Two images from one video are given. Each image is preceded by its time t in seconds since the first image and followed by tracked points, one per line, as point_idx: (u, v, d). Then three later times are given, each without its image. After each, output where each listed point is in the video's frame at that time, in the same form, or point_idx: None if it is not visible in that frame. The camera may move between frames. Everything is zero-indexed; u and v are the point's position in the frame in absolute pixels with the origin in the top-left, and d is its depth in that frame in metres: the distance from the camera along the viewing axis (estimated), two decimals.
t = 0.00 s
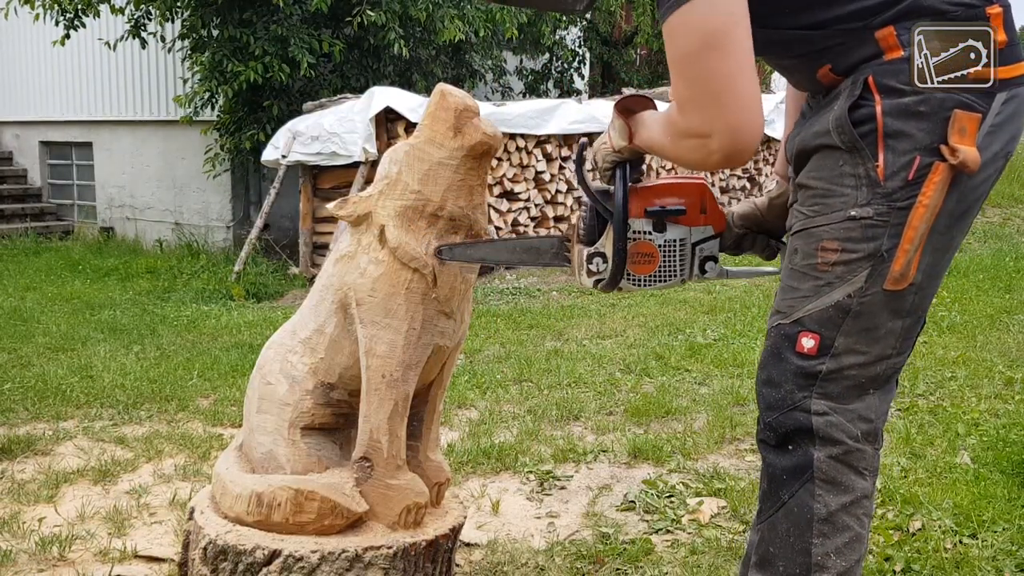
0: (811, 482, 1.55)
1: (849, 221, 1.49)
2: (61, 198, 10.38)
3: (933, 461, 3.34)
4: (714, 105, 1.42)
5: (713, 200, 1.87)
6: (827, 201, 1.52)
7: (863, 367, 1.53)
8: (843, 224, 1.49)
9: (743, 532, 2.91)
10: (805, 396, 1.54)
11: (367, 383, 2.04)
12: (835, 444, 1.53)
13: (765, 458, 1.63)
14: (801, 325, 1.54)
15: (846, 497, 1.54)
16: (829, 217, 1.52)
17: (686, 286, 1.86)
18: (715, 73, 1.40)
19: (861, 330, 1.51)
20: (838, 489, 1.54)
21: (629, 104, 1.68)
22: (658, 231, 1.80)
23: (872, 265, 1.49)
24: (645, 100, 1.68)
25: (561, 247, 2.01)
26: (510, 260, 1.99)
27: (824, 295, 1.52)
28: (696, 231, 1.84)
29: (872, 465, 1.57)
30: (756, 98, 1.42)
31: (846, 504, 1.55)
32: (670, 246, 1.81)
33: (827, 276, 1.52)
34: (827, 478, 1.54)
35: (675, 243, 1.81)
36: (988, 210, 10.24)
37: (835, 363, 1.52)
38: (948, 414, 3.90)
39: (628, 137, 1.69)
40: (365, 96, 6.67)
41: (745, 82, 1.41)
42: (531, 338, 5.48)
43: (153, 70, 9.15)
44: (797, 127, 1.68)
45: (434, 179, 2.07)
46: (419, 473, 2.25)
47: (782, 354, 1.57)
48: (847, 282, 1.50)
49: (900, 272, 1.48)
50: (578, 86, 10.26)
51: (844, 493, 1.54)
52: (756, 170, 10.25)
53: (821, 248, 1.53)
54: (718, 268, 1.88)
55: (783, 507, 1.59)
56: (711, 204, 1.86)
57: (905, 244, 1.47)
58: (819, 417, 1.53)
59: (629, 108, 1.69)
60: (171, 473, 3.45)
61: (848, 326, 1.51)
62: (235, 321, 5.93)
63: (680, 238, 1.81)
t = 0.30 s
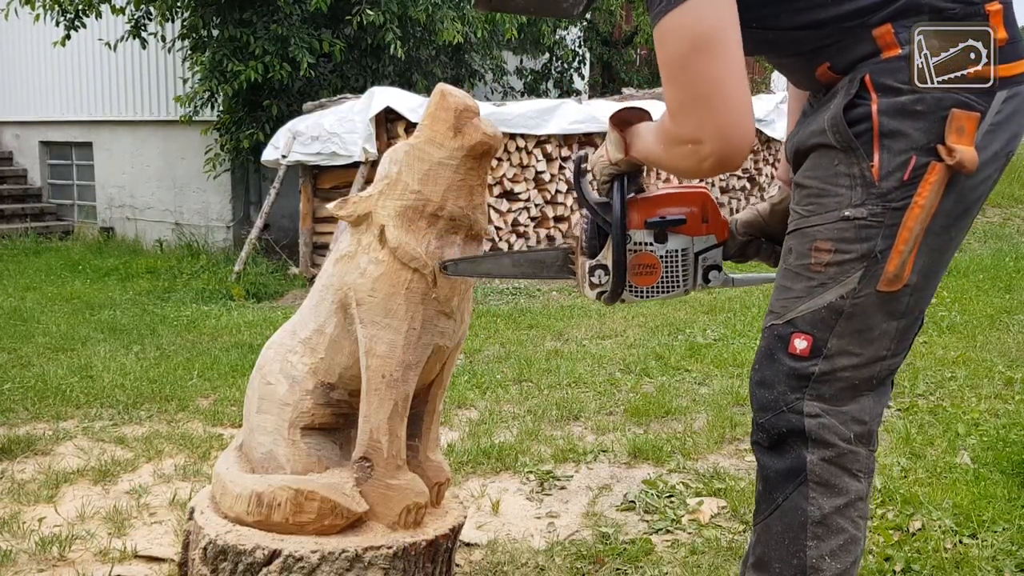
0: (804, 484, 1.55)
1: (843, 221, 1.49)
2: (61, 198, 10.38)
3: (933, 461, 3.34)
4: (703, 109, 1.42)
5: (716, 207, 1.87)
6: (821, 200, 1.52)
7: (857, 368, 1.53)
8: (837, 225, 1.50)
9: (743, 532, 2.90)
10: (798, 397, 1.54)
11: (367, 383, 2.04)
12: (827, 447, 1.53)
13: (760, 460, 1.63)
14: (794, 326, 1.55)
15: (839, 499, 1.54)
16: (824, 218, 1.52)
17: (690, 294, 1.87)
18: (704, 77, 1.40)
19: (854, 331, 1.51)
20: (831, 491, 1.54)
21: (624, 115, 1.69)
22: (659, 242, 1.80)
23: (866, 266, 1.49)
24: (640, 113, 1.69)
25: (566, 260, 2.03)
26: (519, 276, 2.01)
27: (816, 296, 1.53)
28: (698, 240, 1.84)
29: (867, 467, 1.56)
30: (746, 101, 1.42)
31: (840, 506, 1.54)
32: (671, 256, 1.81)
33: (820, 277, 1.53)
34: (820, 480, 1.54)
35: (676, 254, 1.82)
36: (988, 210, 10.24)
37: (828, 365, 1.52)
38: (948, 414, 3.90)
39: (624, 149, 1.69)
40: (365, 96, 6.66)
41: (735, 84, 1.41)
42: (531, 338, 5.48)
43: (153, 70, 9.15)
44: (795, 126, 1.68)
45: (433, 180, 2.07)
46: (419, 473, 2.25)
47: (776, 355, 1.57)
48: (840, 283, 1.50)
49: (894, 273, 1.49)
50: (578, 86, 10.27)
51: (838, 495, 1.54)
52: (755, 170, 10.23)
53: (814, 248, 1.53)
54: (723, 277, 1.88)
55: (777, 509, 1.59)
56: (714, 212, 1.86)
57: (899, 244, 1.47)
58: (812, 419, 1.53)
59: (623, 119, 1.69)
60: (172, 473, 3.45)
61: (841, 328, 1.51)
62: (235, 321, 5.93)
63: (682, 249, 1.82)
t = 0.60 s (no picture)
0: (805, 486, 1.55)
1: (843, 222, 1.49)
2: (61, 198, 10.38)
3: (933, 461, 3.34)
4: (699, 109, 1.42)
5: (715, 210, 1.87)
6: (821, 201, 1.52)
7: (857, 369, 1.52)
8: (836, 225, 1.50)
9: (743, 532, 2.91)
10: (798, 399, 1.54)
11: (367, 383, 2.04)
12: (827, 448, 1.53)
13: (760, 461, 1.63)
14: (794, 328, 1.54)
15: (839, 502, 1.54)
16: (824, 218, 1.52)
17: (689, 298, 1.87)
18: (700, 78, 1.40)
19: (854, 333, 1.51)
20: (832, 493, 1.54)
21: (622, 120, 1.66)
22: (659, 248, 1.80)
23: (866, 267, 1.49)
24: (638, 117, 1.67)
25: (566, 261, 2.03)
26: (517, 277, 2.01)
27: (816, 297, 1.52)
28: (698, 244, 1.84)
29: (867, 469, 1.56)
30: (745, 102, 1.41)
31: (840, 508, 1.54)
32: (671, 261, 1.81)
33: (821, 279, 1.52)
34: (821, 483, 1.54)
35: (676, 259, 1.82)
36: (988, 210, 10.24)
37: (828, 367, 1.52)
38: (948, 414, 3.90)
39: (625, 155, 1.68)
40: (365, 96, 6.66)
41: (730, 84, 1.40)
42: (531, 338, 5.48)
43: (153, 69, 9.15)
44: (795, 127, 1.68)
45: (433, 179, 2.07)
46: (419, 473, 2.25)
47: (776, 356, 1.57)
48: (839, 285, 1.50)
49: (894, 274, 1.49)
50: (578, 86, 10.27)
51: (838, 498, 1.54)
52: (755, 170, 10.23)
53: (814, 249, 1.53)
54: (723, 280, 1.89)
55: (777, 511, 1.59)
56: (714, 216, 1.86)
57: (899, 245, 1.47)
58: (813, 421, 1.53)
59: (623, 124, 1.66)
60: (171, 473, 3.45)
61: (841, 329, 1.51)
62: (235, 321, 5.93)
63: (682, 253, 1.82)
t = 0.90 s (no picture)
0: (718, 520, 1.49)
1: (802, 239, 1.39)
2: (61, 198, 10.38)
3: (933, 461, 3.34)
4: (727, 199, 1.32)
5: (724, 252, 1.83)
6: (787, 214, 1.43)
7: (776, 398, 1.42)
8: (793, 241, 1.39)
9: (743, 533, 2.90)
10: (705, 421, 1.48)
11: (367, 383, 2.04)
12: (734, 476, 1.45)
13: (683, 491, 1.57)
14: (716, 344, 1.47)
15: (756, 537, 1.45)
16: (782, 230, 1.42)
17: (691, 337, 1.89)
18: (720, 169, 1.30)
19: (781, 362, 1.41)
20: (746, 528, 1.46)
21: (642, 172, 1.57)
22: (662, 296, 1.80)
23: (811, 292, 1.39)
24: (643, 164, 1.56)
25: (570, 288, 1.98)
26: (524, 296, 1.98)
27: (746, 318, 1.44)
28: (703, 290, 1.83)
29: (789, 500, 1.44)
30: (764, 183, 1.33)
31: (758, 544, 1.45)
32: (676, 310, 1.82)
33: (762, 293, 1.43)
34: (732, 517, 1.46)
35: (682, 307, 1.83)
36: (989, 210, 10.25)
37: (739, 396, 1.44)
38: (947, 414, 3.90)
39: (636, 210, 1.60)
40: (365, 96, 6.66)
41: (751, 162, 1.31)
42: (531, 338, 5.48)
43: (153, 69, 9.16)
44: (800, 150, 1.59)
45: (433, 179, 2.07)
46: (419, 473, 2.25)
47: (695, 369, 1.51)
48: (778, 306, 1.41)
49: (844, 308, 1.36)
50: (578, 86, 10.27)
51: (755, 534, 1.45)
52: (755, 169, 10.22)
53: (763, 262, 1.42)
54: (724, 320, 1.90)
55: (699, 546, 1.54)
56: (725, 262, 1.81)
57: (858, 278, 1.36)
58: (717, 444, 1.45)
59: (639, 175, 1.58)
60: (172, 473, 3.45)
61: (766, 354, 1.42)
62: (235, 321, 5.93)
63: (687, 301, 1.83)
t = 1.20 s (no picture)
0: (663, 523, 1.52)
1: (752, 282, 1.42)
2: (61, 198, 10.38)
3: (934, 461, 3.34)
4: (683, 242, 1.40)
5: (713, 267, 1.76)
6: (746, 252, 1.45)
7: (707, 420, 1.47)
8: (744, 283, 1.42)
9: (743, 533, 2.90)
10: (639, 431, 1.52)
11: (367, 383, 2.04)
12: (669, 481, 1.49)
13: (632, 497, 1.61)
14: (653, 362, 1.51)
15: (698, 536, 1.48)
16: (736, 269, 1.45)
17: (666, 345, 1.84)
18: (670, 215, 1.37)
19: (718, 387, 1.45)
20: (688, 529, 1.49)
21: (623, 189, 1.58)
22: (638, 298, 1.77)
23: (754, 330, 1.43)
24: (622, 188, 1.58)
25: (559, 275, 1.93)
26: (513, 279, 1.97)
27: (687, 340, 1.47)
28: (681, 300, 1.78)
29: (725, 497, 1.48)
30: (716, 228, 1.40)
31: (701, 544, 1.48)
32: (648, 316, 1.77)
33: (706, 324, 1.46)
34: (674, 518, 1.50)
35: (655, 315, 1.77)
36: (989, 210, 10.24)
37: (673, 408, 1.48)
38: (947, 415, 3.90)
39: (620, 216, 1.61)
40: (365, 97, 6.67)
41: (707, 209, 1.38)
42: (531, 338, 5.48)
43: (153, 69, 9.16)
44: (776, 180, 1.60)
45: (434, 179, 2.07)
46: (419, 473, 2.25)
47: (635, 383, 1.54)
48: (719, 336, 1.44)
49: (785, 349, 1.41)
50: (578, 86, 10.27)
51: (697, 533, 1.48)
52: (755, 169, 10.22)
53: (710, 298, 1.45)
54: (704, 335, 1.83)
55: (650, 550, 1.57)
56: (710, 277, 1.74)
57: (803, 323, 1.40)
58: (649, 452, 1.49)
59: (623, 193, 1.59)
60: (172, 473, 3.45)
61: (702, 378, 1.46)
62: (235, 321, 5.93)
63: (662, 310, 1.77)
